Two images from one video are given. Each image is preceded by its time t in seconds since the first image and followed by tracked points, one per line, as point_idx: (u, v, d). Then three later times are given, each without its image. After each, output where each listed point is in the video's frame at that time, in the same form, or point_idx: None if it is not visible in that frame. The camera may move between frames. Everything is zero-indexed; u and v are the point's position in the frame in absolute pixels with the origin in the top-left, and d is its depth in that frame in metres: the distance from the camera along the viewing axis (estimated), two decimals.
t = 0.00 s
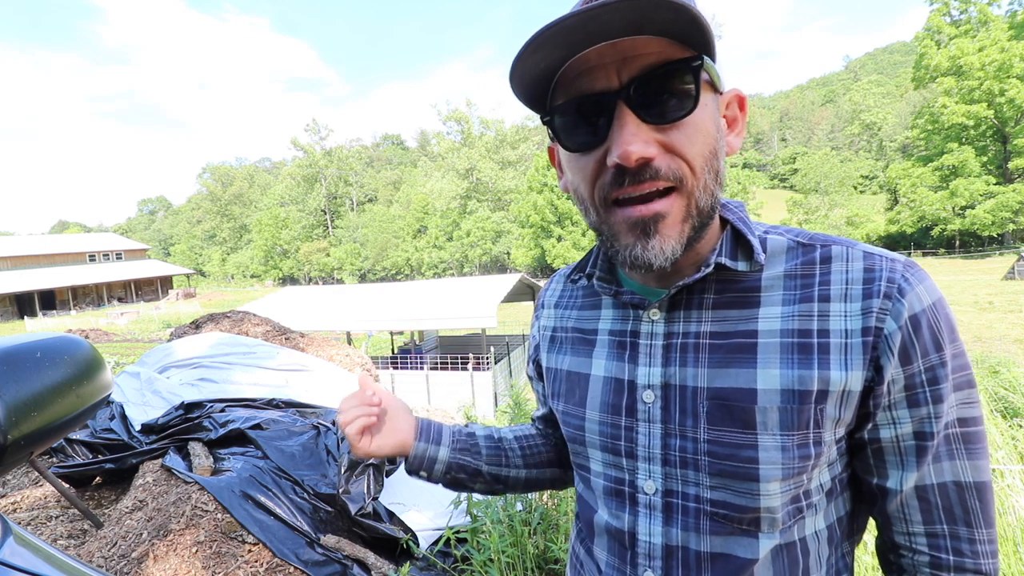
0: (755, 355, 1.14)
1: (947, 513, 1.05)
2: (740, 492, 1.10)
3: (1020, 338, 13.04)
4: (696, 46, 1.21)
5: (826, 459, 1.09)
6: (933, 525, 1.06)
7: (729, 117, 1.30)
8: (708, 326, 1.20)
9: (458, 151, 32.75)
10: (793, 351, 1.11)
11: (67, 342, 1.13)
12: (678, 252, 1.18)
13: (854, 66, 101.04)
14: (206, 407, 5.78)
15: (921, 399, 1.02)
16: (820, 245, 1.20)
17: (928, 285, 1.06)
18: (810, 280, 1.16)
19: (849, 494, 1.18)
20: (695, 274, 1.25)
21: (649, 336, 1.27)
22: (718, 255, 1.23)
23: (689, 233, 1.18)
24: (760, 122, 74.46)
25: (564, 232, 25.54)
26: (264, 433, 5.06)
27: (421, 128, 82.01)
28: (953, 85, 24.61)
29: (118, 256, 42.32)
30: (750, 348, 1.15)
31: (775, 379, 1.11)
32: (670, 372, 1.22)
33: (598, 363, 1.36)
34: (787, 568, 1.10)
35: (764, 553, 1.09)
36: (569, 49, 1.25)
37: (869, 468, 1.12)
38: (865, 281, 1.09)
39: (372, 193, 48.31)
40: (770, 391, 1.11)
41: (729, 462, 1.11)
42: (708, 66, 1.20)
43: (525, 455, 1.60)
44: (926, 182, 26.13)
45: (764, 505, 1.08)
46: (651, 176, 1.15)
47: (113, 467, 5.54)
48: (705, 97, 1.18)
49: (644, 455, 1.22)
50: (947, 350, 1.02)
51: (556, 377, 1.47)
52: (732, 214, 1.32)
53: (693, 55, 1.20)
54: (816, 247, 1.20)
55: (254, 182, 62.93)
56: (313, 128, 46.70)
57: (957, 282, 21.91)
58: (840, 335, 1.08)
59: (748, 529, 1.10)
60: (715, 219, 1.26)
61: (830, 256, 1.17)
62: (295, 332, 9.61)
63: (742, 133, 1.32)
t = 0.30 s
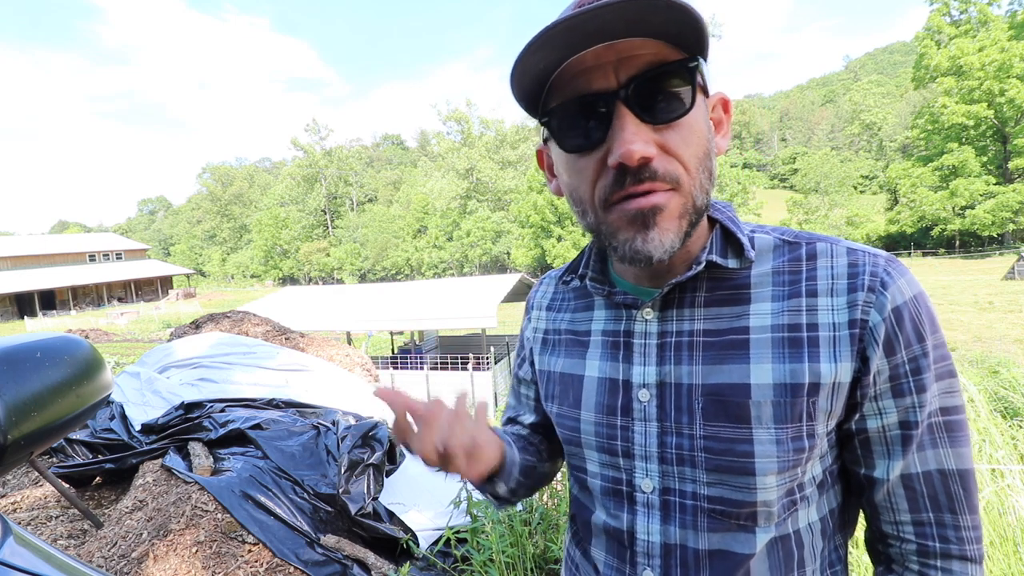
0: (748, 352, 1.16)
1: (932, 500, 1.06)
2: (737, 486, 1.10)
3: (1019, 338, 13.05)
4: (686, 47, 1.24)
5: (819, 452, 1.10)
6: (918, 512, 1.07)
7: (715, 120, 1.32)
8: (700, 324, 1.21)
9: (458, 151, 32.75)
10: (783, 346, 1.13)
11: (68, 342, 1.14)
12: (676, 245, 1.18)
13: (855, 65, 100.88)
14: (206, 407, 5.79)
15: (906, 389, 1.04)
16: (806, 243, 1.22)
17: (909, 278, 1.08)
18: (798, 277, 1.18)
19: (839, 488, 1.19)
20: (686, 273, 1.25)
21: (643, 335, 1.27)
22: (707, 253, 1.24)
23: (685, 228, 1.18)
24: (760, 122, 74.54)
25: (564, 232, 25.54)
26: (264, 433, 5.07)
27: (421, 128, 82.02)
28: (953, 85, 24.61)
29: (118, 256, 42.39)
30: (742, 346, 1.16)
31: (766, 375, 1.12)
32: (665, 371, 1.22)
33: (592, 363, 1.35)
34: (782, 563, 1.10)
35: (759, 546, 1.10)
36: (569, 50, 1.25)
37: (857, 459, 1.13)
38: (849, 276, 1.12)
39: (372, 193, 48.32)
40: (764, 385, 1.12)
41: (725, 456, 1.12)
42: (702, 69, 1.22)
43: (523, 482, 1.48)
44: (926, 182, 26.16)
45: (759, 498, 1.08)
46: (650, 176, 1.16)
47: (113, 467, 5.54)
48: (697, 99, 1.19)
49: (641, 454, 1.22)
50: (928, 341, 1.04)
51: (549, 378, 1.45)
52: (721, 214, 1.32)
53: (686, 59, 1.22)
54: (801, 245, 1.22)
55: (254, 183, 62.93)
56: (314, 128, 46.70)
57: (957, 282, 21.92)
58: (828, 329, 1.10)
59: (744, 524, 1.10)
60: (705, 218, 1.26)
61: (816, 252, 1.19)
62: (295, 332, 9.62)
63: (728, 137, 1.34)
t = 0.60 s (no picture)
0: (751, 346, 1.17)
1: (918, 478, 1.08)
2: (748, 478, 1.10)
3: (1019, 338, 13.05)
4: (689, 52, 1.25)
5: (820, 441, 1.12)
6: (907, 492, 1.09)
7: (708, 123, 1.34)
8: (703, 322, 1.21)
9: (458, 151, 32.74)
10: (784, 338, 1.15)
11: (67, 342, 1.13)
12: (686, 247, 1.19)
13: (855, 65, 100.92)
14: (206, 407, 5.79)
15: (896, 375, 1.06)
16: (795, 241, 1.25)
17: (890, 269, 1.13)
18: (793, 272, 1.20)
19: (833, 478, 1.21)
20: (686, 272, 1.25)
21: (646, 334, 1.27)
22: (707, 251, 1.24)
23: (692, 231, 1.19)
24: (760, 123, 74.64)
25: (564, 232, 25.54)
26: (264, 434, 5.07)
27: (421, 128, 82.09)
28: (953, 85, 24.61)
29: (118, 255, 42.36)
30: (744, 340, 1.17)
31: (769, 367, 1.14)
32: (670, 368, 1.22)
33: (593, 364, 1.33)
34: (789, 551, 1.11)
35: (768, 534, 1.10)
36: (578, 52, 1.22)
37: (852, 446, 1.14)
38: (840, 271, 1.15)
39: (372, 193, 48.31)
40: (767, 376, 1.13)
41: (735, 449, 1.11)
42: (702, 73, 1.25)
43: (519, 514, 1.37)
44: (926, 182, 26.19)
45: (769, 487, 1.09)
46: (663, 178, 1.16)
47: (113, 467, 5.54)
48: (699, 104, 1.22)
49: (649, 452, 1.21)
50: (913, 328, 1.08)
51: (544, 384, 1.42)
52: (715, 215, 1.33)
53: (690, 62, 1.24)
54: (791, 243, 1.25)
55: (254, 182, 62.92)
56: (314, 128, 46.68)
57: (957, 282, 21.92)
58: (825, 321, 1.12)
59: (754, 514, 1.10)
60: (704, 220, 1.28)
61: (806, 249, 1.22)
62: (295, 332, 9.61)
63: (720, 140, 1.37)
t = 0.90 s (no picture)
0: (745, 346, 1.17)
1: (913, 475, 1.08)
2: (742, 476, 1.10)
3: (1019, 338, 13.05)
4: (670, 57, 1.25)
5: (813, 439, 1.12)
6: (901, 488, 1.09)
7: (698, 122, 1.33)
8: (698, 322, 1.22)
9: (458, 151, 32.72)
10: (778, 339, 1.15)
11: (66, 342, 1.13)
12: (671, 250, 1.19)
13: (855, 65, 100.95)
14: (206, 407, 5.79)
15: (888, 373, 1.06)
16: (788, 240, 1.25)
17: (885, 269, 1.13)
18: (786, 272, 1.20)
19: (828, 475, 1.21)
20: (680, 272, 1.25)
21: (642, 334, 1.27)
22: (701, 252, 1.24)
23: (678, 233, 1.19)
24: (760, 122, 74.67)
25: (564, 232, 25.52)
26: (264, 433, 5.07)
27: (421, 128, 82.03)
28: (953, 85, 24.59)
29: (117, 255, 42.35)
30: (738, 341, 1.17)
31: (764, 366, 1.14)
32: (666, 368, 1.22)
33: (590, 365, 1.33)
34: (783, 547, 1.12)
35: (762, 531, 1.11)
36: (557, 62, 1.23)
37: (845, 442, 1.14)
38: (833, 269, 1.15)
39: (372, 193, 48.32)
40: (761, 376, 1.13)
41: (729, 448, 1.12)
42: (685, 76, 1.24)
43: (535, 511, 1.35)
44: (926, 182, 26.19)
45: (762, 485, 1.09)
46: (642, 184, 1.16)
47: (113, 467, 5.54)
48: (681, 104, 1.20)
49: (644, 451, 1.21)
50: (907, 326, 1.08)
51: (545, 381, 1.42)
52: (709, 213, 1.33)
53: (669, 67, 1.23)
54: (785, 242, 1.25)
55: (254, 182, 62.90)
56: (314, 128, 46.64)
57: (957, 282, 21.94)
58: (818, 320, 1.13)
59: (749, 512, 1.11)
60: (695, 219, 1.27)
61: (800, 248, 1.22)
62: (295, 332, 9.61)
63: (710, 138, 1.36)
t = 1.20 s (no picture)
0: (738, 344, 1.17)
1: (909, 475, 1.08)
2: (735, 473, 1.10)
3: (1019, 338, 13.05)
4: (667, 59, 1.24)
5: (809, 438, 1.11)
6: (897, 486, 1.09)
7: (698, 122, 1.32)
8: (693, 320, 1.22)
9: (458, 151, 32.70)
10: (772, 337, 1.15)
11: (67, 342, 1.13)
12: (662, 249, 1.18)
13: (855, 65, 101.00)
14: (206, 407, 5.78)
15: (884, 371, 1.06)
16: (785, 237, 1.25)
17: (882, 267, 1.12)
18: (781, 269, 1.20)
19: (825, 472, 1.20)
20: (675, 271, 1.26)
21: (637, 331, 1.27)
22: (696, 250, 1.24)
23: (670, 234, 1.18)
24: (760, 122, 74.66)
25: (564, 232, 25.53)
26: (264, 433, 5.06)
27: (421, 128, 82.03)
28: (953, 85, 24.57)
29: (118, 255, 42.36)
30: (732, 338, 1.17)
31: (758, 365, 1.14)
32: (660, 364, 1.22)
33: (587, 360, 1.33)
34: (777, 545, 1.12)
35: (756, 529, 1.10)
36: (551, 65, 1.24)
37: (840, 440, 1.14)
38: (828, 267, 1.15)
39: (372, 193, 48.31)
40: (754, 374, 1.14)
41: (722, 445, 1.12)
42: (681, 79, 1.23)
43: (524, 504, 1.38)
44: (926, 182, 26.21)
45: (753, 483, 1.09)
46: (633, 185, 1.16)
47: (113, 467, 5.54)
48: (677, 104, 1.20)
49: (638, 447, 1.21)
50: (902, 324, 1.07)
51: (546, 372, 1.42)
52: (706, 211, 1.33)
53: (664, 69, 1.22)
54: (782, 239, 1.25)
55: (254, 182, 62.88)
56: (314, 128, 46.61)
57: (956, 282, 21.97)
58: (812, 317, 1.13)
59: (741, 508, 1.11)
60: (692, 215, 1.26)
61: (795, 246, 1.22)
62: (295, 332, 9.60)
63: (711, 138, 1.35)
